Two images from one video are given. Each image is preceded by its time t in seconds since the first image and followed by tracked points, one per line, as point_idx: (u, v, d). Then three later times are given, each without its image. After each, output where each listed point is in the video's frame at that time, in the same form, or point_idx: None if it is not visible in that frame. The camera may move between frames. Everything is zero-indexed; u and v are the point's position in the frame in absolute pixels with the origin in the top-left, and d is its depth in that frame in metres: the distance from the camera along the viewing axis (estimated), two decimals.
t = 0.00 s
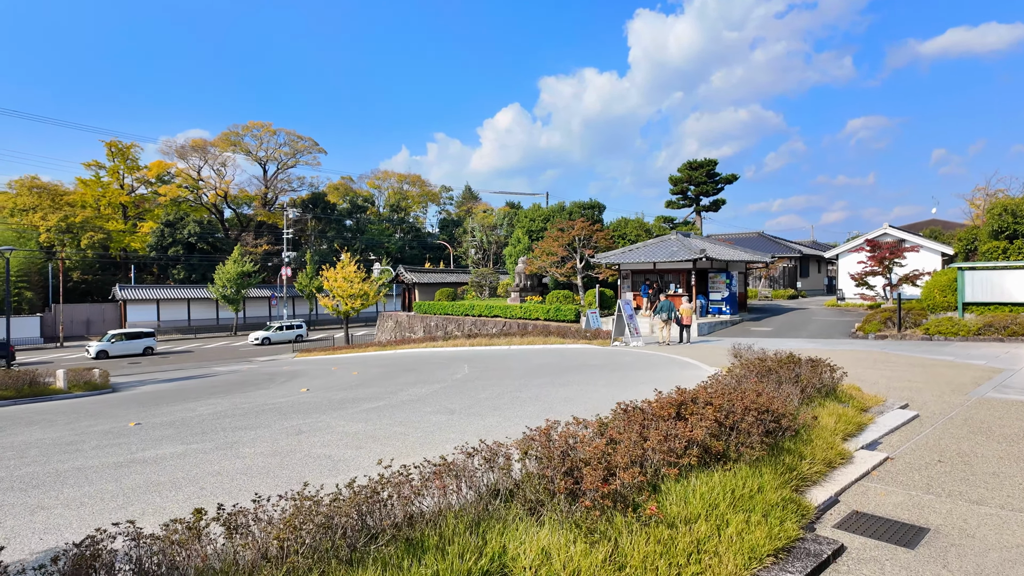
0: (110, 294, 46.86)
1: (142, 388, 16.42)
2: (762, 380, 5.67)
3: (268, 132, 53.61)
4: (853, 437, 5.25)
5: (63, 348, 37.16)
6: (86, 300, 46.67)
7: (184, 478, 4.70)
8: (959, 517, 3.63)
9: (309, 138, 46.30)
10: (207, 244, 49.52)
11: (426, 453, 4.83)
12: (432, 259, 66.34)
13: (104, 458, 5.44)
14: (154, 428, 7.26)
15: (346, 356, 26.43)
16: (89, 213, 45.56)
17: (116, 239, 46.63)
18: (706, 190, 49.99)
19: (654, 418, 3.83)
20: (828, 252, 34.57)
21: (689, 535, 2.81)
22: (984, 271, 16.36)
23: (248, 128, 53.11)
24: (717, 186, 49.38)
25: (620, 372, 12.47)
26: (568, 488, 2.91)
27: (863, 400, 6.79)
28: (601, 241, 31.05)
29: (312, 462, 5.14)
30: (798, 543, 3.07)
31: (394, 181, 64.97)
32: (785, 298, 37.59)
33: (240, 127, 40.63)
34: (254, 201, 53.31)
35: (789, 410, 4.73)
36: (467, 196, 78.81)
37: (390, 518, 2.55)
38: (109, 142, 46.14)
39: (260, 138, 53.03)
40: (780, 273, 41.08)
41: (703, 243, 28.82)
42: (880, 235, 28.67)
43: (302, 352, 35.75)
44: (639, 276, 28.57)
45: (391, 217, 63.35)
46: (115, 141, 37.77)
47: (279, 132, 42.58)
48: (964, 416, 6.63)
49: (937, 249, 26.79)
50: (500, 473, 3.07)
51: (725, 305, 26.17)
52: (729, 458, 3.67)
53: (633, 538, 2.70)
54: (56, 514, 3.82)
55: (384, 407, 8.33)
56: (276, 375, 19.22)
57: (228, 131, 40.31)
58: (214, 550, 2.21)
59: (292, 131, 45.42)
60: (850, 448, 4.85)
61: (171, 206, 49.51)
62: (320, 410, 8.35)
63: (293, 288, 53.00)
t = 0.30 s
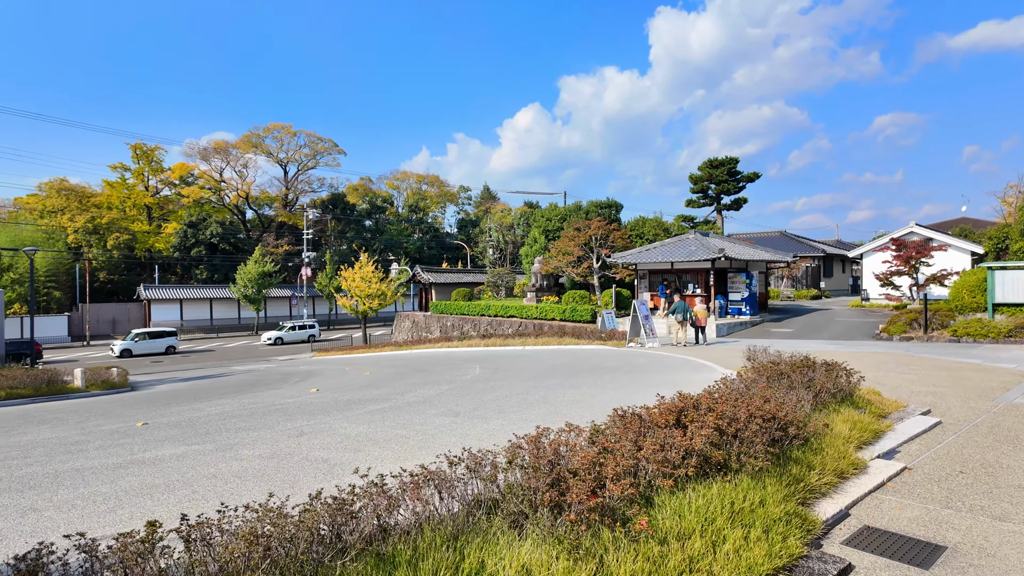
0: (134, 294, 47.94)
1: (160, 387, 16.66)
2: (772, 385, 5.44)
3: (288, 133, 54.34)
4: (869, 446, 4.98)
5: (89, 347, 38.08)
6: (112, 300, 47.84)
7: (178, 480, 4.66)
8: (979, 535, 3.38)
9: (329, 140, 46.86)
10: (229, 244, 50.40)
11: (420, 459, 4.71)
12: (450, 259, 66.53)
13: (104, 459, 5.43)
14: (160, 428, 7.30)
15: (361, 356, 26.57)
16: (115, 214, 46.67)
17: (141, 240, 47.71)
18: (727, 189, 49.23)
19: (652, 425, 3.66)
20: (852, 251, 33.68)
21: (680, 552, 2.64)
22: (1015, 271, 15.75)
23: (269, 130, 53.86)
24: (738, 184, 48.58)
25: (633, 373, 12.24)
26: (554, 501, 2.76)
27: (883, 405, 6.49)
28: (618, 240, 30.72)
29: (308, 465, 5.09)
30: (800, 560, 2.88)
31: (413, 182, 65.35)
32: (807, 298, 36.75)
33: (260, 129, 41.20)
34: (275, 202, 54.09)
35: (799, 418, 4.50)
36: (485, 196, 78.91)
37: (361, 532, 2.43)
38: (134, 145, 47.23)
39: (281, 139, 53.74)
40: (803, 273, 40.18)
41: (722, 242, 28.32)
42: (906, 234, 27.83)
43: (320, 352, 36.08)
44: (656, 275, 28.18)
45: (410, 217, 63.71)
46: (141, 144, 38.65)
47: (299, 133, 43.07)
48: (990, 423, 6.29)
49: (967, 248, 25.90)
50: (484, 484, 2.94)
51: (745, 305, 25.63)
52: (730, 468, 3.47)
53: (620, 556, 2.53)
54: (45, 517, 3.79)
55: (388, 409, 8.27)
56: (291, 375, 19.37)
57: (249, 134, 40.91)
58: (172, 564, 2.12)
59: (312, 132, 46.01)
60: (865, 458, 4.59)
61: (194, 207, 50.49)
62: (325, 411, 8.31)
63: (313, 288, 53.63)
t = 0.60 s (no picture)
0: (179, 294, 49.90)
1: (197, 385, 17.21)
2: (798, 393, 5.15)
3: (325, 136, 55.61)
4: (904, 460, 4.66)
5: (137, 345, 39.81)
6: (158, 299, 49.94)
7: (192, 481, 4.76)
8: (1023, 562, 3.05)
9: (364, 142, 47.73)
10: (269, 245, 51.94)
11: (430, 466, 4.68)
12: (483, 259, 66.77)
13: (126, 457, 5.60)
14: (186, 427, 7.48)
15: (392, 355, 26.88)
16: (160, 216, 48.66)
17: (185, 241, 49.62)
18: (767, 186, 47.78)
19: (664, 436, 3.47)
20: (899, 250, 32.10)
21: None
22: None
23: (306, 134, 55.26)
24: (779, 181, 47.08)
25: (662, 375, 11.90)
26: (546, 518, 2.62)
27: (923, 415, 6.08)
28: (651, 239, 30.14)
29: (318, 468, 5.10)
30: None
31: (447, 182, 65.88)
32: (851, 298, 35.24)
33: (297, 133, 42.24)
34: (313, 203, 55.42)
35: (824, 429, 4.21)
36: (519, 196, 78.86)
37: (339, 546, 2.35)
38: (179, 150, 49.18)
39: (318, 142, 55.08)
40: (847, 272, 38.58)
41: (759, 240, 27.44)
42: (958, 231, 26.35)
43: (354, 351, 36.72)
44: (691, 275, 27.50)
45: (444, 218, 64.24)
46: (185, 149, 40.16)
47: (335, 137, 43.95)
48: None
49: None
50: (474, 497, 2.82)
51: (784, 306, 24.71)
52: (743, 484, 3.26)
53: None
54: (58, 516, 3.90)
55: (408, 411, 8.24)
56: (323, 374, 19.74)
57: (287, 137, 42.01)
58: None
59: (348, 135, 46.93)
60: (898, 473, 4.26)
61: (235, 209, 52.20)
62: (346, 412, 8.34)
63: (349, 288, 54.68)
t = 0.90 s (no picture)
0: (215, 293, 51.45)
1: (226, 382, 17.64)
2: (818, 396, 4.86)
3: (356, 138, 56.50)
4: (933, 470, 4.33)
5: (175, 343, 41.20)
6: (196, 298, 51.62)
7: (193, 480, 4.78)
8: None
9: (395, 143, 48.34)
10: (302, 245, 53.10)
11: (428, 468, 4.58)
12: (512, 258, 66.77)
13: (136, 454, 5.70)
14: (201, 424, 7.62)
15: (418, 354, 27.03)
16: (198, 217, 50.27)
17: (221, 241, 51.14)
18: (804, 182, 46.32)
19: (664, 442, 3.26)
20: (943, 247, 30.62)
21: None
22: None
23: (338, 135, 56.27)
24: (817, 177, 45.57)
25: (686, 375, 11.55)
26: (526, 527, 2.45)
27: (957, 421, 5.69)
28: (680, 237, 29.49)
29: (320, 467, 5.07)
30: None
31: (477, 182, 66.17)
32: (891, 298, 33.79)
33: (329, 135, 43.04)
34: (345, 204, 56.39)
35: (844, 436, 3.92)
36: (548, 195, 78.58)
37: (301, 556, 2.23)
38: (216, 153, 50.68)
39: (350, 144, 56.01)
40: (887, 271, 37.05)
41: (792, 238, 26.56)
42: (1007, 227, 24.96)
43: (382, 350, 37.15)
44: (721, 274, 26.75)
45: (473, 217, 64.55)
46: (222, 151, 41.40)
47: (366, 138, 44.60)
48: None
49: None
50: (452, 506, 2.65)
51: (818, 306, 23.79)
52: (748, 495, 3.02)
53: None
54: (60, 513, 3.99)
55: (422, 410, 8.17)
56: (348, 372, 19.98)
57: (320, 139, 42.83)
58: None
59: (379, 136, 47.59)
60: (925, 485, 3.94)
61: (269, 210, 53.52)
62: (360, 411, 8.31)
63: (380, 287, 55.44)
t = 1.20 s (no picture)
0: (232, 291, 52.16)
1: (237, 380, 17.78)
2: (823, 402, 4.61)
3: (372, 137, 56.85)
4: (946, 481, 4.07)
5: (193, 341, 41.85)
6: (214, 297, 52.39)
7: (179, 482, 4.73)
8: None
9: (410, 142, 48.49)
10: (318, 245, 53.62)
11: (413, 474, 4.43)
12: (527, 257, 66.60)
13: (128, 456, 5.67)
14: (200, 424, 7.62)
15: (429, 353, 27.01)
16: (216, 217, 51.00)
17: (239, 241, 51.84)
18: (824, 179, 45.39)
19: (649, 452, 3.06)
20: (968, 245, 29.70)
21: None
22: None
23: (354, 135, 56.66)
24: (837, 174, 44.64)
25: (696, 375, 11.28)
26: (489, 546, 2.28)
27: (974, 428, 5.39)
28: (695, 235, 29.01)
29: (307, 471, 4.98)
30: None
31: (492, 180, 66.11)
32: (914, 297, 32.89)
33: (345, 135, 43.33)
34: (361, 203, 56.75)
35: (848, 445, 3.69)
36: (564, 194, 78.19)
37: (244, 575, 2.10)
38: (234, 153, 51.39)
39: (366, 143, 56.36)
40: (910, 269, 36.11)
41: (810, 235, 25.95)
42: None
43: (397, 348, 37.31)
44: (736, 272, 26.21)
45: (488, 216, 64.54)
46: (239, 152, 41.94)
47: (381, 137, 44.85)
48: None
49: None
50: (416, 520, 2.50)
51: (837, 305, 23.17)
52: (737, 509, 2.82)
53: None
54: (38, 516, 3.95)
55: (422, 410, 8.06)
56: (358, 370, 20.03)
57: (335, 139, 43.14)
58: None
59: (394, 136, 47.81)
60: (936, 498, 3.69)
61: (286, 209, 54.12)
62: (359, 411, 8.21)
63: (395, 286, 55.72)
